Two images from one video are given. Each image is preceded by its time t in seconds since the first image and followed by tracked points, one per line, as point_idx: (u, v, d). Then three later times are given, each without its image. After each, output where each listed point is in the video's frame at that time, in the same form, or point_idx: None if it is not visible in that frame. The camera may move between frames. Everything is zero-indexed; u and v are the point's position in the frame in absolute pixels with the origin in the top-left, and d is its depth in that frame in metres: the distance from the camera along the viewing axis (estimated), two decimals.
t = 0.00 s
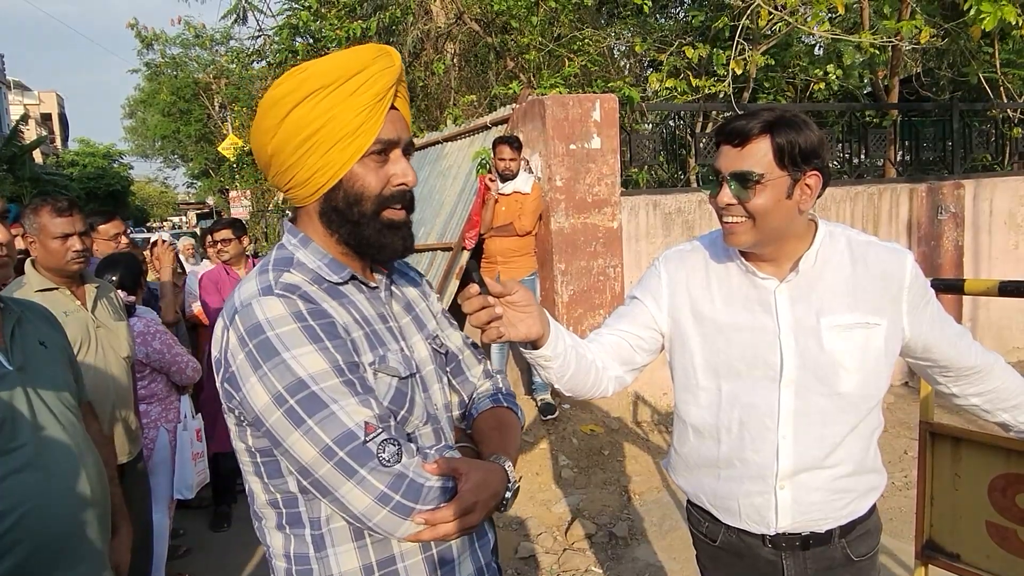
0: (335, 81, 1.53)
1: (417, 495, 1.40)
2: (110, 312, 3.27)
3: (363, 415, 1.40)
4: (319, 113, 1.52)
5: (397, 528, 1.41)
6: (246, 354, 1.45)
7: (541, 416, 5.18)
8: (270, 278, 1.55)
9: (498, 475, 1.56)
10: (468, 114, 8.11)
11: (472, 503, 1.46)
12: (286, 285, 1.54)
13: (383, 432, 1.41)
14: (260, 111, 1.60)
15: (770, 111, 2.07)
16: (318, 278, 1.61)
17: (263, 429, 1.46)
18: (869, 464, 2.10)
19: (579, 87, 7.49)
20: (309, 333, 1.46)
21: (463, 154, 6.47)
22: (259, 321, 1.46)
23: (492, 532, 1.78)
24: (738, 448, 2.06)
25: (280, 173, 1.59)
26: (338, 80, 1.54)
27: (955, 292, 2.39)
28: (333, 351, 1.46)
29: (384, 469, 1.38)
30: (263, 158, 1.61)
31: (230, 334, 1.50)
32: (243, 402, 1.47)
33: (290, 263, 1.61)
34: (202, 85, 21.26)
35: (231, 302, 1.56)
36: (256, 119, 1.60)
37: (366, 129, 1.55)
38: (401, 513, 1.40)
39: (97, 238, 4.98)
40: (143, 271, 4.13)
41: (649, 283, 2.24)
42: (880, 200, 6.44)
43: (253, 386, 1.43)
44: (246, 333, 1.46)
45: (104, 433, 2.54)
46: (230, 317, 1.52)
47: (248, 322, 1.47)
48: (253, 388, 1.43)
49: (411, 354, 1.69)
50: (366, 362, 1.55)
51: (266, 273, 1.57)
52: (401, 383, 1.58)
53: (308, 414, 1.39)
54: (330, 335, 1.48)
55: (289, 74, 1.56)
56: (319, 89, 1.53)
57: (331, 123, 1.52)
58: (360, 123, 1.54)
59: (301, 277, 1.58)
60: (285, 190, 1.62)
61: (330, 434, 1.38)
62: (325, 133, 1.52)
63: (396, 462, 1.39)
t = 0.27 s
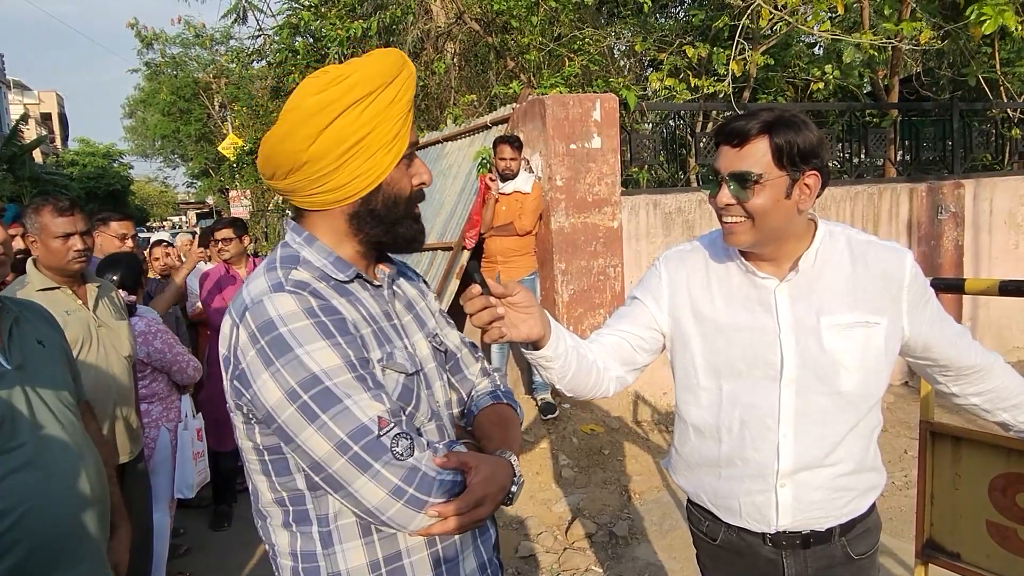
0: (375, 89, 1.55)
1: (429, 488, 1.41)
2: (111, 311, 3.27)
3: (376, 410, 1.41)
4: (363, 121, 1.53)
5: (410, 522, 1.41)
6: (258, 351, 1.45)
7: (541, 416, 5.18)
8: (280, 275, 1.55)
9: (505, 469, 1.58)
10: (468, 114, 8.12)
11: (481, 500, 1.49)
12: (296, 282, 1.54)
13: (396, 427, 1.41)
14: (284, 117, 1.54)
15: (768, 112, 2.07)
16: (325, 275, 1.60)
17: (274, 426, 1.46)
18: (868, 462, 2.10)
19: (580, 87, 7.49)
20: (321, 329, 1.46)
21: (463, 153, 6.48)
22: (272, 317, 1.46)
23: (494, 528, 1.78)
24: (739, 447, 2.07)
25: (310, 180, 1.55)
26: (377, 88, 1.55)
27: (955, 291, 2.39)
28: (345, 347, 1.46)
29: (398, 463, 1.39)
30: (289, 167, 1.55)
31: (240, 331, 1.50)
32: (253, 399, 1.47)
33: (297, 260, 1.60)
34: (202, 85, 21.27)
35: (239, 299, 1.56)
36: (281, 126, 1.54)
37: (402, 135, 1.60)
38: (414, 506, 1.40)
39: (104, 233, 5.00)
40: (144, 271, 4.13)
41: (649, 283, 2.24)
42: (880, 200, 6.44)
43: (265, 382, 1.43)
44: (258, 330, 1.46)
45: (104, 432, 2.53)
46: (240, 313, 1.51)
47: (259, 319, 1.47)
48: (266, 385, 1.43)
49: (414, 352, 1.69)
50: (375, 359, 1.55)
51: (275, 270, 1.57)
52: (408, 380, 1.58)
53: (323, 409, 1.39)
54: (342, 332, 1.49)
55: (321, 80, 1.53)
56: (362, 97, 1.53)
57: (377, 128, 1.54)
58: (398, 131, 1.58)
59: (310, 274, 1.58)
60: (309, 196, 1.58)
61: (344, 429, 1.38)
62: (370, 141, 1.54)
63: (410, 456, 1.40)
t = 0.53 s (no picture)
0: (373, 88, 1.54)
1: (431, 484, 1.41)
2: (111, 310, 3.27)
3: (379, 407, 1.41)
4: (359, 120, 1.52)
5: (412, 517, 1.41)
6: (259, 349, 1.45)
7: (542, 415, 5.18)
8: (280, 273, 1.55)
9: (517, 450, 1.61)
10: (468, 113, 8.11)
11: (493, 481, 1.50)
12: (297, 280, 1.54)
13: (398, 423, 1.41)
14: (282, 115, 1.54)
15: (764, 113, 2.07)
16: (324, 274, 1.60)
17: (275, 424, 1.45)
18: (866, 461, 2.10)
19: (580, 86, 7.49)
20: (323, 327, 1.46)
21: (463, 153, 6.48)
22: (274, 315, 1.46)
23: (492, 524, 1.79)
24: (737, 446, 2.07)
25: (306, 178, 1.55)
26: (374, 87, 1.54)
27: (956, 291, 2.39)
28: (347, 345, 1.46)
29: (400, 459, 1.39)
30: (286, 164, 1.55)
31: (240, 329, 1.50)
32: (254, 397, 1.46)
33: (296, 259, 1.59)
34: (202, 84, 21.26)
35: (239, 298, 1.55)
36: (278, 125, 1.54)
37: (398, 136, 1.58)
38: (416, 502, 1.41)
39: (106, 233, 5.00)
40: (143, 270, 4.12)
41: (649, 282, 2.24)
42: (880, 200, 6.44)
43: (267, 380, 1.43)
44: (259, 328, 1.46)
45: (102, 431, 2.53)
46: (240, 312, 1.51)
47: (261, 316, 1.47)
48: (267, 382, 1.43)
49: (411, 350, 1.70)
50: (375, 357, 1.55)
51: (275, 268, 1.57)
52: (407, 378, 1.58)
53: (325, 405, 1.39)
54: (343, 329, 1.49)
55: (320, 79, 1.53)
56: (359, 96, 1.52)
57: (373, 128, 1.53)
58: (394, 130, 1.57)
59: (309, 272, 1.57)
60: (305, 194, 1.58)
61: (347, 426, 1.38)
62: (365, 140, 1.53)
63: (412, 452, 1.40)
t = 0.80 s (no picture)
0: (352, 82, 1.53)
1: (425, 486, 1.40)
2: (112, 309, 3.27)
3: (374, 407, 1.41)
4: (332, 114, 1.51)
5: (404, 518, 1.41)
6: (255, 348, 1.44)
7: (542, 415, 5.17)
8: (277, 273, 1.55)
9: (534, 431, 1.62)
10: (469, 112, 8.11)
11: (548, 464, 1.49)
12: (294, 280, 1.53)
13: (393, 424, 1.41)
14: (268, 108, 1.58)
15: (769, 111, 2.07)
16: (321, 274, 1.60)
17: (270, 423, 1.45)
18: (867, 459, 2.10)
19: (581, 86, 7.48)
20: (319, 327, 1.46)
21: (463, 152, 6.47)
22: (269, 315, 1.46)
23: (490, 523, 1.78)
24: (736, 444, 2.07)
25: (286, 170, 1.58)
26: (354, 81, 1.54)
27: (957, 290, 2.39)
28: (343, 345, 1.46)
29: (393, 460, 1.38)
30: (271, 152, 1.58)
31: (237, 328, 1.50)
32: (250, 395, 1.46)
33: (293, 259, 1.59)
34: (202, 83, 21.26)
35: (236, 296, 1.55)
36: (264, 116, 1.58)
37: (380, 132, 1.56)
38: (408, 504, 1.40)
39: (105, 233, 5.00)
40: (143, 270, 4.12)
41: (650, 278, 2.24)
42: (881, 199, 6.43)
43: (262, 379, 1.43)
44: (256, 327, 1.46)
45: (102, 430, 2.53)
46: (237, 310, 1.51)
47: (257, 316, 1.46)
48: (263, 382, 1.43)
49: (409, 349, 1.69)
50: (371, 357, 1.55)
51: (272, 267, 1.57)
52: (404, 378, 1.58)
53: (320, 405, 1.39)
54: (339, 329, 1.48)
55: (304, 73, 1.55)
56: (335, 89, 1.52)
57: (347, 122, 1.52)
58: (373, 126, 1.54)
59: (306, 272, 1.57)
60: (288, 187, 1.60)
61: (341, 426, 1.38)
62: (338, 134, 1.52)
63: (406, 453, 1.40)
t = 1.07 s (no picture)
0: (377, 87, 1.55)
1: (419, 487, 1.40)
2: (110, 308, 3.26)
3: (369, 408, 1.41)
4: (366, 120, 1.53)
5: (399, 519, 1.41)
6: (251, 347, 1.44)
7: (541, 414, 5.16)
8: (274, 272, 1.54)
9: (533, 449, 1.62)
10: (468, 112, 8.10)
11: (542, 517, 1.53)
12: (290, 279, 1.53)
13: (388, 425, 1.41)
14: (286, 115, 1.52)
15: (772, 109, 2.06)
16: (318, 273, 1.58)
17: (265, 422, 1.45)
18: (872, 455, 2.09)
19: (580, 85, 7.47)
20: (314, 327, 1.45)
21: (463, 152, 6.46)
22: (265, 315, 1.45)
23: (487, 522, 1.77)
24: (739, 442, 2.06)
25: (313, 179, 1.54)
26: (379, 86, 1.55)
27: (956, 290, 2.39)
28: (338, 345, 1.46)
29: (387, 461, 1.38)
30: (296, 166, 1.53)
31: (233, 327, 1.49)
32: (245, 395, 1.45)
33: (290, 258, 1.58)
34: (201, 83, 21.28)
35: (233, 295, 1.54)
36: (283, 124, 1.52)
37: (401, 135, 1.60)
38: (402, 505, 1.40)
39: (104, 232, 5.00)
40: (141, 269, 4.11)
41: (653, 275, 2.23)
42: (880, 199, 6.43)
43: (257, 379, 1.42)
44: (251, 327, 1.45)
45: (100, 430, 2.52)
46: (234, 309, 1.50)
47: (253, 316, 1.46)
48: (257, 381, 1.42)
49: (406, 349, 1.68)
50: (368, 356, 1.55)
51: (268, 267, 1.56)
52: (401, 377, 1.58)
53: (315, 406, 1.39)
54: (335, 330, 1.48)
55: (325, 78, 1.52)
56: (364, 95, 1.53)
57: (379, 128, 1.55)
58: (398, 129, 1.59)
59: (303, 272, 1.56)
60: (309, 195, 1.57)
61: (335, 426, 1.38)
62: (372, 140, 1.54)
63: (400, 454, 1.39)
